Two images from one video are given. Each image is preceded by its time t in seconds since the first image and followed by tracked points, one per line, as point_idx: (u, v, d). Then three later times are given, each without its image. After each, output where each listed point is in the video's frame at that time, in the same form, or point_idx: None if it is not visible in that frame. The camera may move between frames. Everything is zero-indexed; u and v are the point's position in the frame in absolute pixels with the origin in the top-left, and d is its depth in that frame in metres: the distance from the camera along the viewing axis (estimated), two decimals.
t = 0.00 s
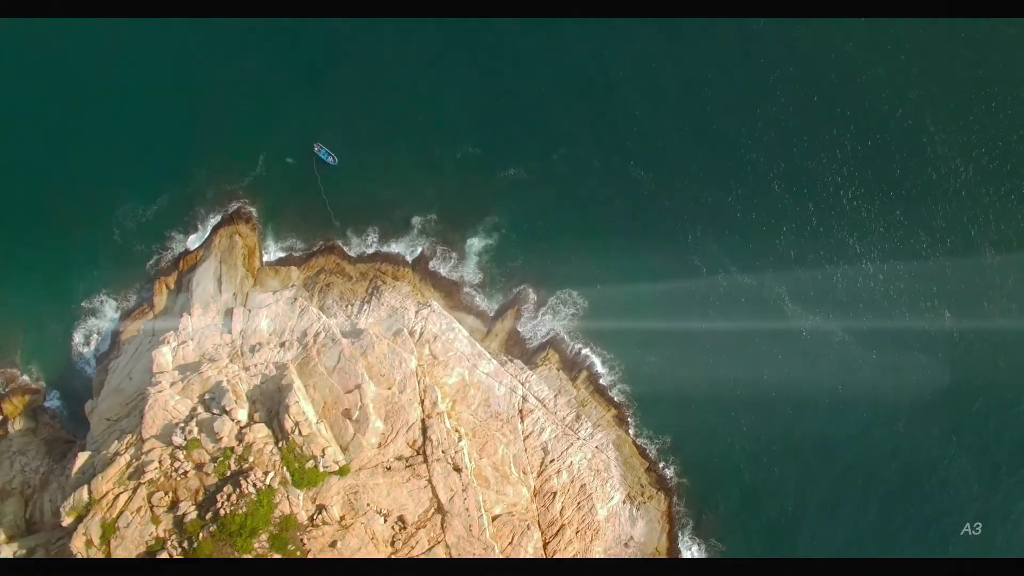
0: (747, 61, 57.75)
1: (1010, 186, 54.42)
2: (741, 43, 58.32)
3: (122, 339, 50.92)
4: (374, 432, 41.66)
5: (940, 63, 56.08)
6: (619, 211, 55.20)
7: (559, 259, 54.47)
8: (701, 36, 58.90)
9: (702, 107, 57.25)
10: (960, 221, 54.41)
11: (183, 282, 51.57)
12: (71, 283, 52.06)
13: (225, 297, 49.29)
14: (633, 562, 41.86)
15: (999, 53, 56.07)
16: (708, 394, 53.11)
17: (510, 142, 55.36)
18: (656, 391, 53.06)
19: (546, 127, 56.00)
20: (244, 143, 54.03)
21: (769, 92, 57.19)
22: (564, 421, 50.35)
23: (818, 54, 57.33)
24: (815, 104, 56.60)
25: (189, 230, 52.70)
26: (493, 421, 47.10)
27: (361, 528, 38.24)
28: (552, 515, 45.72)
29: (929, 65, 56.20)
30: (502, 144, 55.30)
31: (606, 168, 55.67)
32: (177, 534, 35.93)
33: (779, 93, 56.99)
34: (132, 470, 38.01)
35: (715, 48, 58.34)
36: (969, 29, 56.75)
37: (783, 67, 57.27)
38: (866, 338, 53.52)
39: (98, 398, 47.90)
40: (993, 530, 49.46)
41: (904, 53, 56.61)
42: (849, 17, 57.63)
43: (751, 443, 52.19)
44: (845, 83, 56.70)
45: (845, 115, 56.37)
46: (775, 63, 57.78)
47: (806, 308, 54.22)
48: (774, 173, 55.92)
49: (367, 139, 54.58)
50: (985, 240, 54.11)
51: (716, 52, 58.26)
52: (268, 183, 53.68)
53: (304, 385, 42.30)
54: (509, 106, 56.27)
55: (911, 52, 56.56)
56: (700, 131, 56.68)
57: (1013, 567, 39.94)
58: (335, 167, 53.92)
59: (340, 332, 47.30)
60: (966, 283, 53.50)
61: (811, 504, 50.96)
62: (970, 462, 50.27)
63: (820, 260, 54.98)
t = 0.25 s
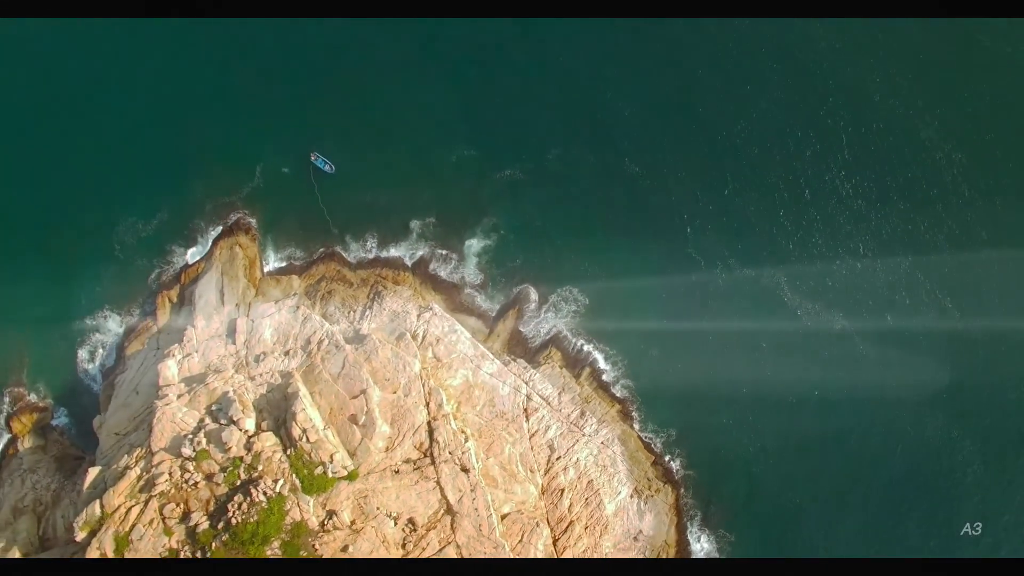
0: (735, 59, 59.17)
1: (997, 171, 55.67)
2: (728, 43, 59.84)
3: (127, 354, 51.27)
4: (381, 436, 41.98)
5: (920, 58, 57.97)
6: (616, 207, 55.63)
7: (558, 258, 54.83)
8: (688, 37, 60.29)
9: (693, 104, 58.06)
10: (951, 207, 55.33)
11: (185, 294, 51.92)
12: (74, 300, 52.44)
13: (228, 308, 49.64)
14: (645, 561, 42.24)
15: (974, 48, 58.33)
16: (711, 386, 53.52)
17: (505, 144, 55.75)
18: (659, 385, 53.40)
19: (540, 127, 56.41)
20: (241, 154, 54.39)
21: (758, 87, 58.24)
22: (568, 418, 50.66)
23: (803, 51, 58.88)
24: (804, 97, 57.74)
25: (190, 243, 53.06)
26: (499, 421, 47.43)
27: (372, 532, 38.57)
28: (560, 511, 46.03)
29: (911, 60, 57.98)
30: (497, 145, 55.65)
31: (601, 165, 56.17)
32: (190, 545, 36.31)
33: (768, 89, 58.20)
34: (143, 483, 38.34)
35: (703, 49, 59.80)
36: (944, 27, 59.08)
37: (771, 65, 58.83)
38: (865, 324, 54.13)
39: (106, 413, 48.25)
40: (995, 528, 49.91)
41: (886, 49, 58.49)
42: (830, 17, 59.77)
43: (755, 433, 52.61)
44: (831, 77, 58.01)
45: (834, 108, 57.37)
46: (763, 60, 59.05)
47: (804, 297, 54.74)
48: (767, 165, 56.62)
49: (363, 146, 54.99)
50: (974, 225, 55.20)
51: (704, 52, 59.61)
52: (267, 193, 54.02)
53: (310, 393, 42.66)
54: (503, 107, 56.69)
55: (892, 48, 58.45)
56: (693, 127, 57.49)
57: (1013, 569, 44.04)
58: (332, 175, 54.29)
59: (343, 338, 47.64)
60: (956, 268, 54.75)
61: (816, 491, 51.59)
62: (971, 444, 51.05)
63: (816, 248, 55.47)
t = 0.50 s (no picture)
0: (726, 54, 59.73)
1: (990, 156, 56.37)
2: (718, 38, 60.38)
3: (132, 368, 51.67)
4: (388, 440, 42.34)
5: (909, 47, 58.50)
6: (613, 205, 56.02)
7: (557, 256, 55.18)
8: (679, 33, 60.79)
9: (686, 99, 58.43)
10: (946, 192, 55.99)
11: (188, 306, 52.28)
12: (79, 317, 52.84)
13: (231, 319, 49.98)
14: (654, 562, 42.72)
15: (959, 36, 59.16)
16: (713, 378, 53.97)
17: (500, 145, 56.06)
18: (662, 379, 53.73)
19: (535, 127, 56.78)
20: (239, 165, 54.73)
21: (750, 80, 58.74)
22: (573, 415, 51.02)
23: (793, 43, 59.45)
24: (793, 88, 58.30)
25: (190, 255, 53.42)
26: (504, 420, 47.77)
27: (382, 535, 38.93)
28: (568, 508, 46.38)
29: (899, 47, 58.54)
30: (492, 147, 55.97)
31: (597, 163, 56.55)
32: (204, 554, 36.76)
33: (759, 82, 58.71)
34: (154, 495, 38.73)
35: (693, 44, 60.31)
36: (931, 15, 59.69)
37: (759, 58, 59.24)
38: (863, 312, 54.86)
39: (114, 428, 48.66)
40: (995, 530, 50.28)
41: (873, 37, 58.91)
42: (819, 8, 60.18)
43: (759, 423, 53.14)
44: (822, 67, 58.48)
45: (826, 98, 57.82)
46: (754, 53, 59.57)
47: (802, 287, 55.38)
48: (761, 157, 57.19)
49: (359, 153, 55.29)
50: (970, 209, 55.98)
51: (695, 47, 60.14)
52: (266, 203, 54.37)
53: (316, 400, 43.02)
54: (497, 109, 57.02)
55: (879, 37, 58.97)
56: (686, 121, 57.86)
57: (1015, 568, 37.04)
58: (329, 183, 54.63)
59: (346, 344, 47.99)
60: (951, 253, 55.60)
61: (821, 479, 52.07)
62: (970, 426, 51.90)
63: (811, 237, 56.08)
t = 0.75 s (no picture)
0: (716, 49, 60.30)
1: (983, 141, 56.62)
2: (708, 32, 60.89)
3: (138, 381, 52.04)
4: (395, 443, 42.61)
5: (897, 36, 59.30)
6: (610, 202, 56.35)
7: (556, 255, 55.48)
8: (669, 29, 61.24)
9: (679, 94, 58.83)
10: (939, 179, 56.60)
11: (191, 318, 52.63)
12: (83, 333, 53.22)
13: (235, 329, 50.34)
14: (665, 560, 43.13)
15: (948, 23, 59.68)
16: (715, 370, 54.36)
17: (496, 146, 56.40)
18: (665, 373, 54.07)
19: (529, 127, 57.07)
20: (237, 175, 55.03)
21: (741, 74, 59.42)
22: (577, 412, 51.35)
23: (782, 37, 60.18)
24: (784, 80, 58.82)
25: (192, 268, 53.78)
26: (509, 420, 48.07)
27: (393, 538, 39.33)
28: (577, 504, 46.73)
29: (887, 38, 59.26)
30: (488, 149, 56.33)
31: (592, 161, 56.89)
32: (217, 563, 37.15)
33: (750, 75, 59.38)
34: (165, 507, 39.07)
35: (684, 40, 60.77)
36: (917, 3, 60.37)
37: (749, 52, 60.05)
38: (860, 299, 55.57)
39: (123, 442, 49.05)
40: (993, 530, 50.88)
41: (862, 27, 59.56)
42: None
43: (762, 413, 53.64)
44: (811, 60, 59.36)
45: (816, 90, 58.49)
46: (744, 47, 60.18)
47: (800, 276, 55.90)
48: (755, 148, 57.49)
49: (356, 159, 55.62)
50: (964, 195, 56.45)
51: (686, 43, 60.68)
52: (265, 213, 54.70)
53: (322, 406, 43.35)
54: (491, 110, 57.32)
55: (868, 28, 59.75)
56: (679, 117, 58.28)
57: None
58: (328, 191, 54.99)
59: (350, 350, 48.33)
60: (946, 239, 56.19)
61: (825, 466, 52.70)
62: (969, 409, 52.84)
63: (807, 227, 56.53)
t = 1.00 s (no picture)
0: (706, 42, 60.61)
1: (973, 127, 57.29)
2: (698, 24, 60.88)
3: (145, 395, 52.41)
4: (402, 446, 42.93)
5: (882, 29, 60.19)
6: (606, 198, 56.68)
7: (554, 253, 55.79)
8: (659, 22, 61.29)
9: (670, 89, 59.19)
10: (930, 167, 57.30)
11: (195, 330, 52.99)
12: (88, 349, 53.56)
13: (239, 339, 50.73)
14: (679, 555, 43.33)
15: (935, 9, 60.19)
16: (717, 362, 54.72)
17: (491, 147, 56.71)
18: (667, 367, 54.39)
19: (523, 127, 57.38)
20: (235, 186, 55.37)
21: (731, 68, 59.78)
22: (582, 409, 51.69)
23: (770, 28, 60.56)
24: (774, 72, 59.35)
25: (194, 280, 54.18)
26: (514, 419, 48.41)
27: (404, 540, 39.76)
28: (584, 500, 47.06)
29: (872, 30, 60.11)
30: (483, 151, 56.65)
31: (587, 159, 57.20)
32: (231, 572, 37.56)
33: (741, 68, 59.73)
34: (177, 518, 39.43)
35: (674, 33, 60.94)
36: None
37: (740, 44, 60.39)
38: (857, 287, 56.08)
39: (131, 455, 49.40)
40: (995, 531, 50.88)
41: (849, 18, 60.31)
42: None
43: (765, 403, 54.05)
44: (800, 51, 59.78)
45: (806, 82, 59.08)
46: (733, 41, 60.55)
47: (797, 266, 56.37)
48: (748, 141, 57.98)
49: (352, 165, 55.91)
50: (956, 182, 57.02)
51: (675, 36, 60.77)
52: (264, 223, 55.05)
53: (328, 413, 43.71)
54: (485, 112, 57.62)
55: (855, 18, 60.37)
56: (672, 111, 58.66)
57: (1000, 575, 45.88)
58: (326, 199, 55.30)
59: (354, 355, 48.68)
60: (941, 225, 56.73)
61: (828, 453, 53.18)
62: (970, 392, 53.34)
63: (802, 218, 57.02)
